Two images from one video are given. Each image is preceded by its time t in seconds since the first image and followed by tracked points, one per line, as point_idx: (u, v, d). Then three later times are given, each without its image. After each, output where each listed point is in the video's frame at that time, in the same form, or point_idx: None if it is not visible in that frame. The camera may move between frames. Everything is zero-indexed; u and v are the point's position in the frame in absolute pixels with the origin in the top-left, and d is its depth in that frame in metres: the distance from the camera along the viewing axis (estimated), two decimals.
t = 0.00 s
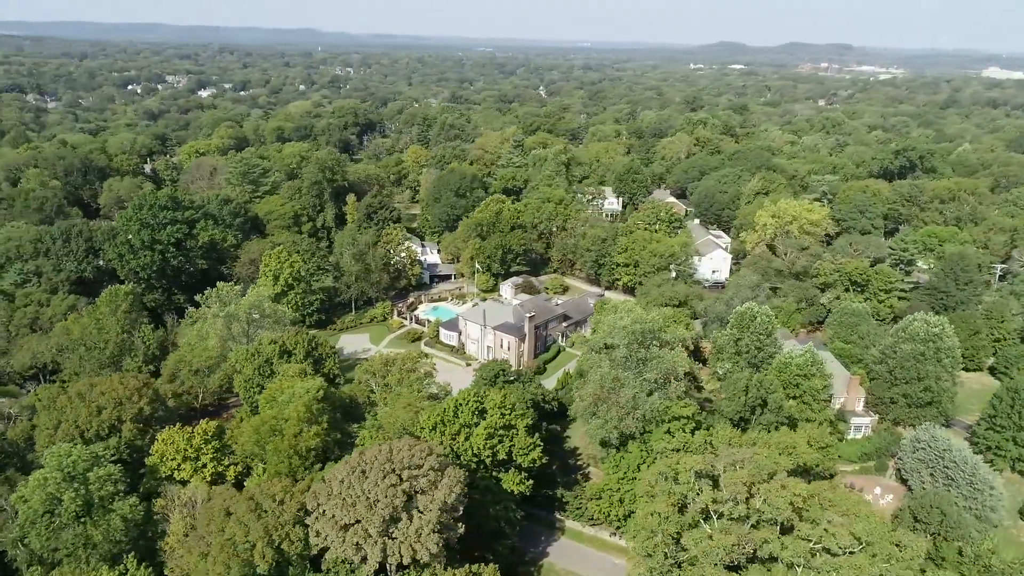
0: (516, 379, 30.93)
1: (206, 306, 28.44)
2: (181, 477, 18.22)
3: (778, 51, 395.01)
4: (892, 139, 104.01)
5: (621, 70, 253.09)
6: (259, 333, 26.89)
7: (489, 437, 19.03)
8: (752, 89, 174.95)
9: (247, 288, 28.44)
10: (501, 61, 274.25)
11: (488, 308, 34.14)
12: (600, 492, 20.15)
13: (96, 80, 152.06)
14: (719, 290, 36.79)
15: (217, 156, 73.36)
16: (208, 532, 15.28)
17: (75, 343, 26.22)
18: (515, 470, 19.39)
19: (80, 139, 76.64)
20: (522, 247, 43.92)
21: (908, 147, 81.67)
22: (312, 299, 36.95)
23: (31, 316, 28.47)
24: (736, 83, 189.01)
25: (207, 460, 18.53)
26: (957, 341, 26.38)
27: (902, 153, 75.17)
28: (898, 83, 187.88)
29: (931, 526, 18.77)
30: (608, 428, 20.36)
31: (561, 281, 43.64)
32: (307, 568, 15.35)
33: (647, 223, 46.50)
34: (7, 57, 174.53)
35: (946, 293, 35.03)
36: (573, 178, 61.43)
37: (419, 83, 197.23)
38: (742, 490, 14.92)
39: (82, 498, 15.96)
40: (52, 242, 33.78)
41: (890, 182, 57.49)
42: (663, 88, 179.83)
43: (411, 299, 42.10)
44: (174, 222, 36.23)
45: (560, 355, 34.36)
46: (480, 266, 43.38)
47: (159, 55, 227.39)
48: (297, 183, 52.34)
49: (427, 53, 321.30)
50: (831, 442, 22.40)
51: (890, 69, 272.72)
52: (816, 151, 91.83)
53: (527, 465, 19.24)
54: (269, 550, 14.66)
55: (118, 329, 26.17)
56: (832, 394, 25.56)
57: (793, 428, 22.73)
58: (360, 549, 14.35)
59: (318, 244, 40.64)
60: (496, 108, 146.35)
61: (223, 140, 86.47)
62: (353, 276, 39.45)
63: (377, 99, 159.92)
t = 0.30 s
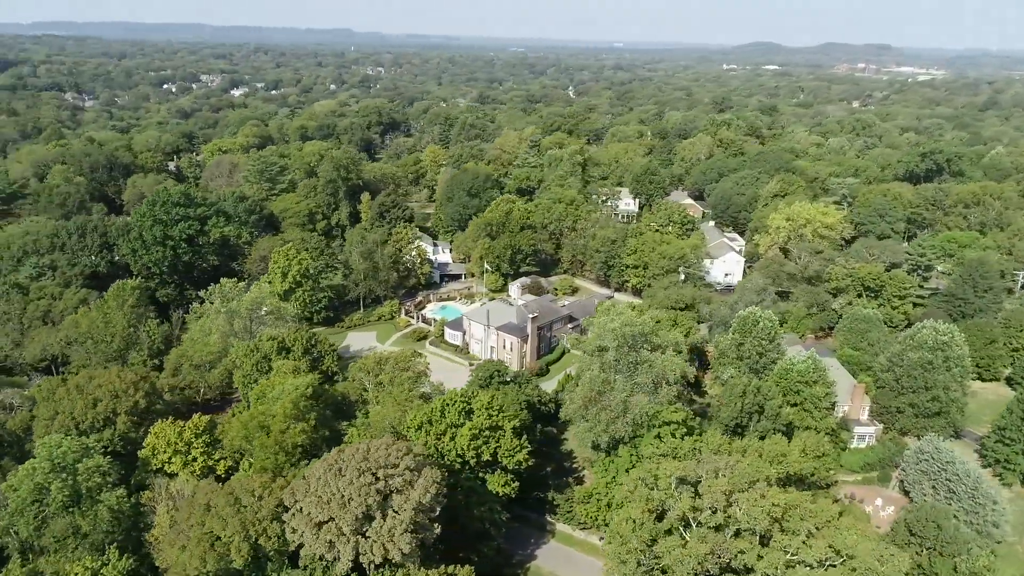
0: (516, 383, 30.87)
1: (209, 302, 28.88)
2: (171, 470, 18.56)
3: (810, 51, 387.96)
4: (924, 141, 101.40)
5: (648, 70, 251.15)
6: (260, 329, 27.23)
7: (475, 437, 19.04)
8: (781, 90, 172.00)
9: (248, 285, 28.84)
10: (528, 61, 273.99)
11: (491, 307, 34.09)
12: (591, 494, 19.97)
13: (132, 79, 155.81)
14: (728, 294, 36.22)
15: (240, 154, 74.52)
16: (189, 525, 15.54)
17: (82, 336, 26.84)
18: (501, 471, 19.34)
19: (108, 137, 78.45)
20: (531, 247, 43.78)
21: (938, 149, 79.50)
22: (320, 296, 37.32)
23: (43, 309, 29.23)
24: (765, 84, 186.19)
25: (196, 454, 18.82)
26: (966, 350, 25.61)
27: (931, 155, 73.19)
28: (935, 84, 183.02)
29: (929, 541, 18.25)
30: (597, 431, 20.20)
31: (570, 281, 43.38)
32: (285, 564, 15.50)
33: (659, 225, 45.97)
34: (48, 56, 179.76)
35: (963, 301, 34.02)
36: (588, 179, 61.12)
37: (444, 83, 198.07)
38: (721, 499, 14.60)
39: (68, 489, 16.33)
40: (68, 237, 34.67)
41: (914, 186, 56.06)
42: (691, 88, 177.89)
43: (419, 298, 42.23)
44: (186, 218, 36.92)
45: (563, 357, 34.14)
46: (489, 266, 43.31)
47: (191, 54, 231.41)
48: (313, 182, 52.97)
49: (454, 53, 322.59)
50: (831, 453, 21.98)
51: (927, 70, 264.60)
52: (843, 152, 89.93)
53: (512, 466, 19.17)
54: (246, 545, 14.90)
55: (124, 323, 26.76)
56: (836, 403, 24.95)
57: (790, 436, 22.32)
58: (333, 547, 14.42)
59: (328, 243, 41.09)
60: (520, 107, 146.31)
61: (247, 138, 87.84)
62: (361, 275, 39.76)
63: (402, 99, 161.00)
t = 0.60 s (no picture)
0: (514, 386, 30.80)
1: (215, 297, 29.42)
2: (162, 463, 18.89)
3: (845, 51, 379.97)
4: (959, 144, 98.48)
5: (677, 70, 248.58)
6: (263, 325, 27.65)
7: (461, 437, 19.11)
8: (812, 91, 168.71)
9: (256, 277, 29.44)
10: (556, 61, 273.52)
11: (497, 307, 34.18)
12: (579, 496, 20.05)
13: (165, 78, 159.36)
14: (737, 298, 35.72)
15: (263, 152, 75.72)
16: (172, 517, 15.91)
17: (92, 328, 27.62)
18: (486, 472, 19.30)
19: (138, 135, 80.43)
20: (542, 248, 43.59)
21: (971, 152, 77.18)
22: (329, 294, 37.75)
23: (57, 301, 30.13)
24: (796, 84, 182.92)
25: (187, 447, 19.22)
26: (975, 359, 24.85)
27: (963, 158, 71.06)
28: (973, 85, 177.79)
29: (922, 557, 17.75)
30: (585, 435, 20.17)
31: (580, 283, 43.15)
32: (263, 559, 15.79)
33: (673, 226, 45.47)
34: (87, 55, 184.94)
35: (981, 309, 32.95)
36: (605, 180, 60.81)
37: (471, 83, 198.53)
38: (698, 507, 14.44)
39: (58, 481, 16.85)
40: (86, 233, 35.63)
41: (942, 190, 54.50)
42: (719, 89, 175.61)
43: (429, 297, 42.37)
44: (199, 215, 37.68)
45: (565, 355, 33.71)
46: (499, 266, 43.21)
47: (224, 53, 235.71)
48: (329, 181, 53.59)
49: (482, 52, 323.23)
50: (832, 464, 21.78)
51: (967, 70, 257.25)
52: (871, 155, 87.92)
53: (498, 469, 19.17)
54: (224, 539, 15.23)
55: (131, 317, 27.46)
56: (837, 410, 24.23)
57: (786, 444, 21.98)
58: (308, 545, 14.58)
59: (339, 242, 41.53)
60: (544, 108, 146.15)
61: (272, 136, 89.23)
62: (370, 273, 40.10)
63: (428, 98, 161.83)
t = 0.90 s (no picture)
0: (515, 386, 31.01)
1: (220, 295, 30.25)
2: (151, 456, 19.47)
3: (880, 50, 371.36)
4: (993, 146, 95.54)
5: (706, 70, 245.62)
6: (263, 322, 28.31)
7: (446, 436, 19.62)
8: (843, 92, 165.27)
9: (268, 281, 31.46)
10: (583, 60, 272.21)
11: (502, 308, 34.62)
12: (566, 500, 19.08)
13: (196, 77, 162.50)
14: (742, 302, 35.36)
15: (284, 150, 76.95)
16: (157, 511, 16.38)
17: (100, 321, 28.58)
18: (473, 474, 19.66)
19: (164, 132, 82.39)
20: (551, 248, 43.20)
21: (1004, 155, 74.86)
22: (335, 291, 38.02)
23: (69, 293, 31.22)
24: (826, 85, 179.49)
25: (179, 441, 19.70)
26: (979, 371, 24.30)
27: (994, 162, 69.00)
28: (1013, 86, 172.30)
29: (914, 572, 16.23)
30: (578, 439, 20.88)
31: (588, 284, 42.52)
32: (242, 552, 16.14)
33: (684, 228, 45.20)
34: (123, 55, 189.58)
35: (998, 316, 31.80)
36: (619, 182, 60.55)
37: (496, 82, 198.69)
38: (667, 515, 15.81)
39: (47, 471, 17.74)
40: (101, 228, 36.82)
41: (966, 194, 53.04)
42: (747, 89, 173.14)
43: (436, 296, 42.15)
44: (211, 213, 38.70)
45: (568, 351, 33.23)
46: (507, 266, 42.48)
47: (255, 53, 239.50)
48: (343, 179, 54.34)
49: (509, 52, 323.19)
50: (840, 472, 21.08)
51: (1009, 70, 248.65)
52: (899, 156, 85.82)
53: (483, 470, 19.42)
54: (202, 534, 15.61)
55: (137, 312, 28.41)
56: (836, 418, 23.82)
57: (781, 452, 21.46)
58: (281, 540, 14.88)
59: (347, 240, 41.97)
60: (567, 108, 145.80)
61: (294, 134, 90.58)
62: (377, 271, 40.23)
63: (452, 97, 162.36)
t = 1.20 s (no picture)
0: (511, 386, 31.37)
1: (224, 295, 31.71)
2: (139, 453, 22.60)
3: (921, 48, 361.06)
4: None
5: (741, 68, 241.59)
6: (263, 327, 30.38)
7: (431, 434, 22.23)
8: (880, 91, 160.88)
9: (280, 283, 34.10)
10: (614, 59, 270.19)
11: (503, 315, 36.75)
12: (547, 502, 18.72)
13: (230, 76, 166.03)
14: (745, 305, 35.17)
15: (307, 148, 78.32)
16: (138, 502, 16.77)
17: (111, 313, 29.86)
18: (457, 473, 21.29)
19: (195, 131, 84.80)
20: (563, 246, 42.40)
21: None
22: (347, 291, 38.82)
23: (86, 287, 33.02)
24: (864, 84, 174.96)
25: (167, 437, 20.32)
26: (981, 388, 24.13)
27: None
28: None
29: None
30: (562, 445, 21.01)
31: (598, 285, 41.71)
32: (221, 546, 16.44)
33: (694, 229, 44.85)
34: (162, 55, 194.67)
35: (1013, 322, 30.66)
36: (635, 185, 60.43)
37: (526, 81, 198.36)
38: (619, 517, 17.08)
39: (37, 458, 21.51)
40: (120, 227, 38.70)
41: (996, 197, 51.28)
42: (780, 89, 169.93)
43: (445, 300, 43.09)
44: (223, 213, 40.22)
45: (573, 350, 33.58)
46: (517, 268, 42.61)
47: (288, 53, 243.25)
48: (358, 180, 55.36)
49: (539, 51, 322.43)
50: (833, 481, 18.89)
51: None
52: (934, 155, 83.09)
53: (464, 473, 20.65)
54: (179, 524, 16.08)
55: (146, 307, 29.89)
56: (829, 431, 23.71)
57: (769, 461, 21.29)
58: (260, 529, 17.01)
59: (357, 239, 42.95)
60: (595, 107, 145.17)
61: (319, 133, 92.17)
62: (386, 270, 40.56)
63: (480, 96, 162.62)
